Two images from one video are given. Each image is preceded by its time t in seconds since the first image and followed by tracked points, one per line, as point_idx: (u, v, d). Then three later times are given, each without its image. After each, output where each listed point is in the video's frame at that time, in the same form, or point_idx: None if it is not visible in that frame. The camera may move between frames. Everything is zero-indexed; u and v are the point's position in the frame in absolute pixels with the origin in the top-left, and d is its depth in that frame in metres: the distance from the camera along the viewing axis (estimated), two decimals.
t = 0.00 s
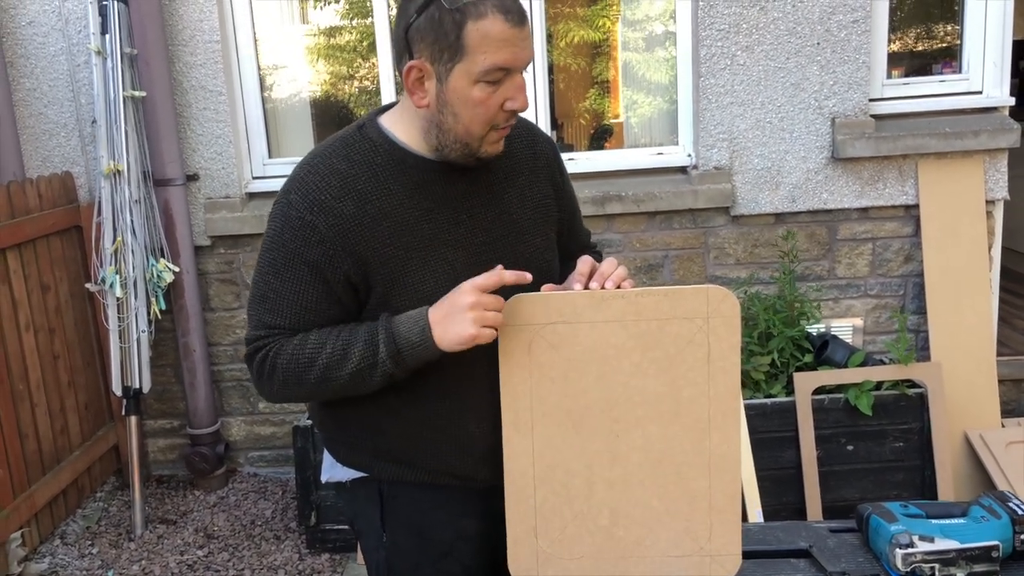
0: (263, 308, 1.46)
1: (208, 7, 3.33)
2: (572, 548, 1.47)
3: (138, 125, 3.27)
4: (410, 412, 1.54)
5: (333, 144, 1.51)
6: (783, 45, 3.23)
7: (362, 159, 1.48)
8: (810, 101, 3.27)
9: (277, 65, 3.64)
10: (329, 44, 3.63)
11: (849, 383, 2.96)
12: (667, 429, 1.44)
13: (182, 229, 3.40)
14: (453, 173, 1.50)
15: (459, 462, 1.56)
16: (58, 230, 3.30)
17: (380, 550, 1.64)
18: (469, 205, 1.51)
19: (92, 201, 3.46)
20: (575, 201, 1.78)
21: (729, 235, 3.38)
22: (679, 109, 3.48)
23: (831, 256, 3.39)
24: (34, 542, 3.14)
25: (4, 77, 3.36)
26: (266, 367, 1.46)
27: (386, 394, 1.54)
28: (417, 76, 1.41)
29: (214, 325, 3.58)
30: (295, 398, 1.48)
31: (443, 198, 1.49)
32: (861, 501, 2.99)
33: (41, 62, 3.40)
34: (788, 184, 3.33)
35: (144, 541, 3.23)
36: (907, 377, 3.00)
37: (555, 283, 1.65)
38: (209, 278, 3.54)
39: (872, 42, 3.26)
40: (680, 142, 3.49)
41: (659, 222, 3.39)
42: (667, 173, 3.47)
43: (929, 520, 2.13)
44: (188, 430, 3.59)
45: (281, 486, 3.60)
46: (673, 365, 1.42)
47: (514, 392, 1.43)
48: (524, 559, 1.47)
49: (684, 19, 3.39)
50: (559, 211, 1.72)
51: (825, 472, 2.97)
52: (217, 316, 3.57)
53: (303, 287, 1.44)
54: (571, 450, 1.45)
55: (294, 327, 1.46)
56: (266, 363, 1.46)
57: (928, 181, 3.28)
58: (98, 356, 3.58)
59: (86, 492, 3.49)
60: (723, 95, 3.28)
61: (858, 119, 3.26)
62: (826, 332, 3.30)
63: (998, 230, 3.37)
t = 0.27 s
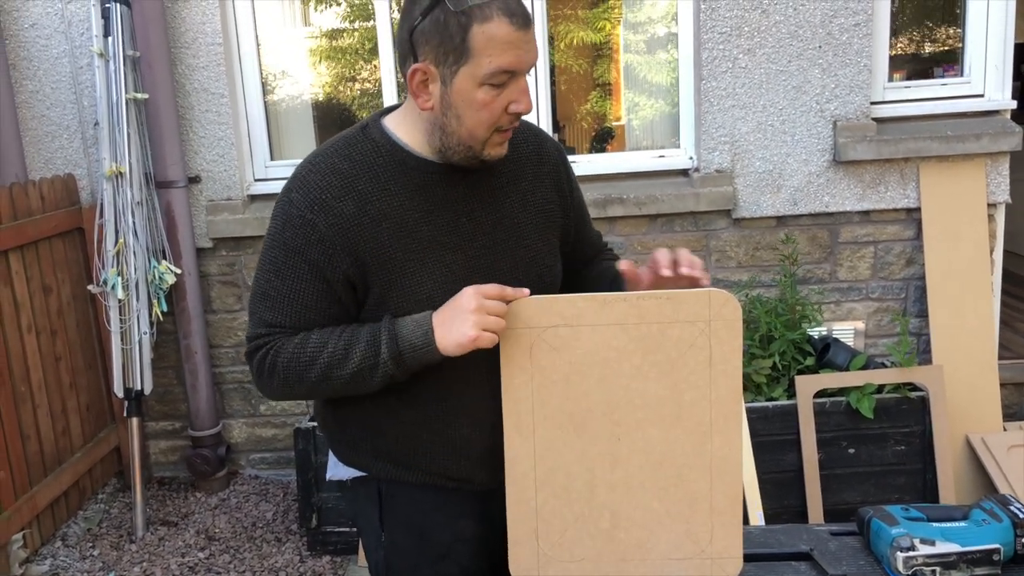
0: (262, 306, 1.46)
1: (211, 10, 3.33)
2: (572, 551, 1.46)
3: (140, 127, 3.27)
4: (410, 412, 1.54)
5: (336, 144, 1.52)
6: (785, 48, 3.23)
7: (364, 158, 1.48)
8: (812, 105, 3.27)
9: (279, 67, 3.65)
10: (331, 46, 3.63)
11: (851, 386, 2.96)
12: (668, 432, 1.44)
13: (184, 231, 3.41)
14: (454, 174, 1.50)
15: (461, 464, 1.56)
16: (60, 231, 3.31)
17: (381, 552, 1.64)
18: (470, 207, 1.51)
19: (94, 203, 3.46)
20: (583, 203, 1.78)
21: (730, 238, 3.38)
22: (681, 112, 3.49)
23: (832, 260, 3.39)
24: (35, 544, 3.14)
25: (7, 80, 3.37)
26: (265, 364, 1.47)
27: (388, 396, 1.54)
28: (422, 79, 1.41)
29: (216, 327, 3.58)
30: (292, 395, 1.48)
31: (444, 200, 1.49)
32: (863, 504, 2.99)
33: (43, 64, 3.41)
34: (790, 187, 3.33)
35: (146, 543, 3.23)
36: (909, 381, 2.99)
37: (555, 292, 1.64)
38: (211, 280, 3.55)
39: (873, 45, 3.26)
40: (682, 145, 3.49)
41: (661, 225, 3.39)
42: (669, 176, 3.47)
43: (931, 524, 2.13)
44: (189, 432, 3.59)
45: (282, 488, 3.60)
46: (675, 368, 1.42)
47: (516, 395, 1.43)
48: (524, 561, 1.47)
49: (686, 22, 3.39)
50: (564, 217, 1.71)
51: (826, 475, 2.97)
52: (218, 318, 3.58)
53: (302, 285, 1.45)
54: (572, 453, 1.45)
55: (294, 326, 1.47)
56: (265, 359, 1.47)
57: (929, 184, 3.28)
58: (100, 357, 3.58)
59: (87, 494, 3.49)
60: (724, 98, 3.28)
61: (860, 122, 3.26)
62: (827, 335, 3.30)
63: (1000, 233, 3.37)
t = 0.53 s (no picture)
0: (269, 293, 1.49)
1: (213, 12, 3.34)
2: (572, 553, 1.47)
3: (142, 129, 3.28)
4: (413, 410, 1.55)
5: (353, 138, 1.54)
6: (786, 51, 3.23)
7: (376, 155, 1.50)
8: (813, 108, 3.27)
9: (280, 69, 3.65)
10: (333, 49, 3.64)
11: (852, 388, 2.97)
12: (668, 434, 1.44)
13: (186, 233, 3.42)
14: (464, 175, 1.50)
15: (461, 465, 1.57)
16: (62, 232, 3.31)
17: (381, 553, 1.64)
18: (479, 210, 1.51)
19: (96, 204, 3.47)
20: (621, 207, 1.75)
21: (731, 241, 3.38)
22: (682, 114, 3.48)
23: (833, 263, 3.39)
24: (36, 545, 3.14)
25: (10, 81, 3.38)
26: (267, 351, 1.49)
27: (390, 394, 1.55)
28: (438, 78, 1.41)
29: (217, 328, 3.59)
30: (290, 383, 1.50)
31: (452, 200, 1.50)
32: (863, 507, 2.99)
33: (46, 66, 3.42)
34: (791, 190, 3.33)
35: (146, 544, 3.23)
36: (910, 384, 3.00)
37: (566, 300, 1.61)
38: (212, 282, 3.55)
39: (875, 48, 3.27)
40: (683, 148, 3.49)
41: (661, 228, 3.39)
42: (670, 178, 3.47)
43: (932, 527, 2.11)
44: (190, 433, 3.60)
45: (283, 489, 3.60)
46: (675, 370, 1.42)
47: (517, 397, 1.43)
48: (525, 563, 1.47)
49: (687, 25, 3.39)
50: (588, 225, 1.68)
51: (827, 478, 2.97)
52: (219, 320, 3.58)
53: (307, 277, 1.47)
54: (572, 455, 1.45)
55: (298, 317, 1.49)
56: (266, 344, 1.49)
57: (930, 187, 3.28)
58: (101, 358, 3.59)
59: (88, 495, 3.50)
60: (726, 101, 3.29)
61: (861, 125, 3.27)
62: (828, 338, 3.30)
63: (1001, 237, 3.37)
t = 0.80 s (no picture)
0: (294, 268, 1.55)
1: (211, 11, 3.34)
2: (571, 554, 1.46)
3: (140, 128, 3.27)
4: (420, 402, 1.58)
5: (392, 126, 1.58)
6: (786, 52, 3.23)
7: (408, 145, 1.53)
8: (813, 109, 3.27)
9: (279, 68, 3.64)
10: (331, 49, 3.64)
11: (850, 390, 2.96)
12: (668, 435, 1.44)
13: (184, 232, 3.41)
14: (490, 172, 1.51)
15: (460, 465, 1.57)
16: (59, 231, 3.30)
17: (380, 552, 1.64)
18: (502, 209, 1.52)
19: (94, 203, 3.47)
20: (663, 223, 1.70)
21: (730, 241, 3.38)
22: (682, 115, 3.47)
23: (833, 263, 3.39)
24: (33, 545, 3.13)
25: (8, 79, 3.37)
26: (286, 322, 1.54)
27: (398, 380, 1.58)
28: (443, 59, 1.51)
29: (215, 328, 3.58)
30: (302, 356, 1.55)
31: (474, 196, 1.51)
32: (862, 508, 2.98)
33: (44, 64, 3.41)
34: (790, 191, 3.33)
35: (143, 544, 3.22)
36: (909, 385, 3.00)
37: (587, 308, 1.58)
38: (211, 281, 3.55)
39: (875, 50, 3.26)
40: (682, 148, 3.48)
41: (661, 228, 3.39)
42: (669, 179, 3.46)
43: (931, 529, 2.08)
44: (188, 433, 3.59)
45: (281, 490, 3.59)
46: (675, 371, 1.42)
47: (515, 399, 1.43)
48: (523, 564, 1.46)
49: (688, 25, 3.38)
50: (623, 239, 1.64)
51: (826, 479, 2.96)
52: (217, 319, 3.58)
53: (328, 259, 1.51)
54: (572, 456, 1.44)
55: (317, 296, 1.53)
56: (286, 317, 1.54)
57: (930, 189, 3.28)
58: (99, 358, 3.58)
59: (85, 495, 3.49)
60: (725, 102, 3.29)
61: (861, 126, 3.27)
62: (828, 339, 3.30)
63: (1000, 239, 3.37)
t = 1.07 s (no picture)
0: (305, 250, 1.59)
1: None
2: (569, 545, 1.47)
3: (138, 116, 3.26)
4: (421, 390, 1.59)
5: (403, 113, 1.59)
6: (784, 49, 3.24)
7: (416, 131, 1.55)
8: (810, 105, 3.28)
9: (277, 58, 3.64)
10: (329, 40, 3.64)
11: (845, 386, 2.98)
12: (665, 428, 1.45)
13: (181, 220, 3.41)
14: (495, 160, 1.52)
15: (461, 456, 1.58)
16: (56, 219, 3.30)
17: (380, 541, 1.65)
18: (506, 197, 1.52)
19: (91, 190, 3.46)
20: (675, 216, 1.69)
21: (728, 237, 3.40)
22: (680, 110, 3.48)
23: (829, 260, 3.41)
24: (28, 532, 3.13)
25: (5, 65, 3.35)
26: (296, 304, 1.58)
27: (400, 363, 1.60)
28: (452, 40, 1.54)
29: (212, 318, 3.58)
30: (309, 335, 1.59)
31: (478, 183, 1.52)
32: (854, 503, 3.01)
33: (40, 50, 3.39)
34: (787, 187, 3.34)
35: (139, 533, 3.22)
36: (903, 381, 3.02)
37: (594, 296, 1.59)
38: (208, 271, 3.55)
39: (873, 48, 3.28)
40: (680, 143, 3.49)
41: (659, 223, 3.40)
42: (668, 173, 3.46)
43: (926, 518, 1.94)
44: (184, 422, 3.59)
45: (277, 480, 3.60)
46: (673, 364, 1.43)
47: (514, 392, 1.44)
48: (521, 555, 1.47)
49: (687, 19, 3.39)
50: (632, 229, 1.64)
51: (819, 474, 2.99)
52: (214, 309, 3.57)
53: (335, 243, 1.54)
54: (570, 449, 1.46)
55: (324, 279, 1.56)
56: (295, 297, 1.59)
57: (927, 187, 3.30)
58: (95, 345, 3.58)
59: (81, 483, 3.49)
60: (724, 97, 3.30)
61: (859, 123, 3.28)
62: (823, 335, 3.32)
63: (995, 237, 3.39)
